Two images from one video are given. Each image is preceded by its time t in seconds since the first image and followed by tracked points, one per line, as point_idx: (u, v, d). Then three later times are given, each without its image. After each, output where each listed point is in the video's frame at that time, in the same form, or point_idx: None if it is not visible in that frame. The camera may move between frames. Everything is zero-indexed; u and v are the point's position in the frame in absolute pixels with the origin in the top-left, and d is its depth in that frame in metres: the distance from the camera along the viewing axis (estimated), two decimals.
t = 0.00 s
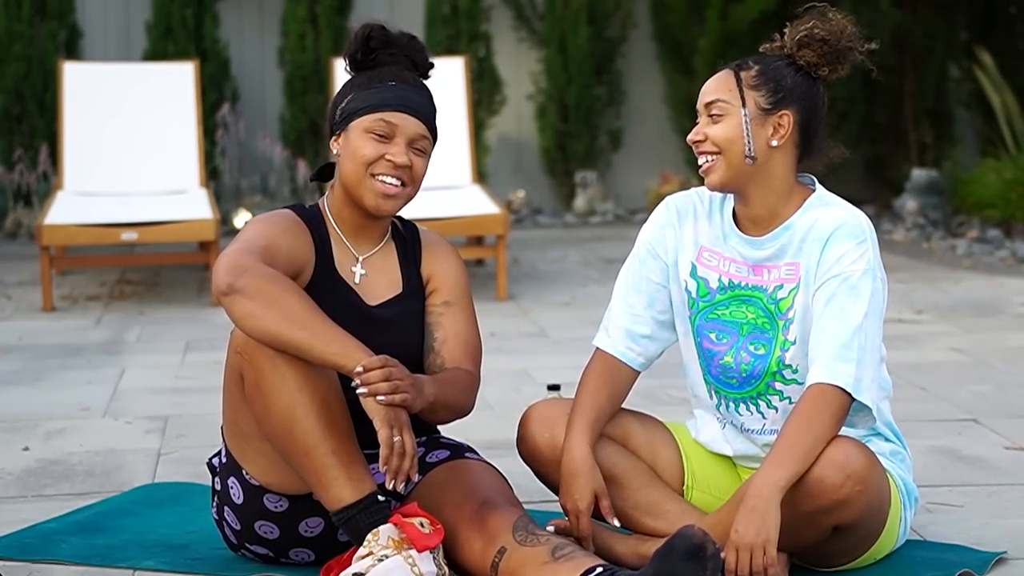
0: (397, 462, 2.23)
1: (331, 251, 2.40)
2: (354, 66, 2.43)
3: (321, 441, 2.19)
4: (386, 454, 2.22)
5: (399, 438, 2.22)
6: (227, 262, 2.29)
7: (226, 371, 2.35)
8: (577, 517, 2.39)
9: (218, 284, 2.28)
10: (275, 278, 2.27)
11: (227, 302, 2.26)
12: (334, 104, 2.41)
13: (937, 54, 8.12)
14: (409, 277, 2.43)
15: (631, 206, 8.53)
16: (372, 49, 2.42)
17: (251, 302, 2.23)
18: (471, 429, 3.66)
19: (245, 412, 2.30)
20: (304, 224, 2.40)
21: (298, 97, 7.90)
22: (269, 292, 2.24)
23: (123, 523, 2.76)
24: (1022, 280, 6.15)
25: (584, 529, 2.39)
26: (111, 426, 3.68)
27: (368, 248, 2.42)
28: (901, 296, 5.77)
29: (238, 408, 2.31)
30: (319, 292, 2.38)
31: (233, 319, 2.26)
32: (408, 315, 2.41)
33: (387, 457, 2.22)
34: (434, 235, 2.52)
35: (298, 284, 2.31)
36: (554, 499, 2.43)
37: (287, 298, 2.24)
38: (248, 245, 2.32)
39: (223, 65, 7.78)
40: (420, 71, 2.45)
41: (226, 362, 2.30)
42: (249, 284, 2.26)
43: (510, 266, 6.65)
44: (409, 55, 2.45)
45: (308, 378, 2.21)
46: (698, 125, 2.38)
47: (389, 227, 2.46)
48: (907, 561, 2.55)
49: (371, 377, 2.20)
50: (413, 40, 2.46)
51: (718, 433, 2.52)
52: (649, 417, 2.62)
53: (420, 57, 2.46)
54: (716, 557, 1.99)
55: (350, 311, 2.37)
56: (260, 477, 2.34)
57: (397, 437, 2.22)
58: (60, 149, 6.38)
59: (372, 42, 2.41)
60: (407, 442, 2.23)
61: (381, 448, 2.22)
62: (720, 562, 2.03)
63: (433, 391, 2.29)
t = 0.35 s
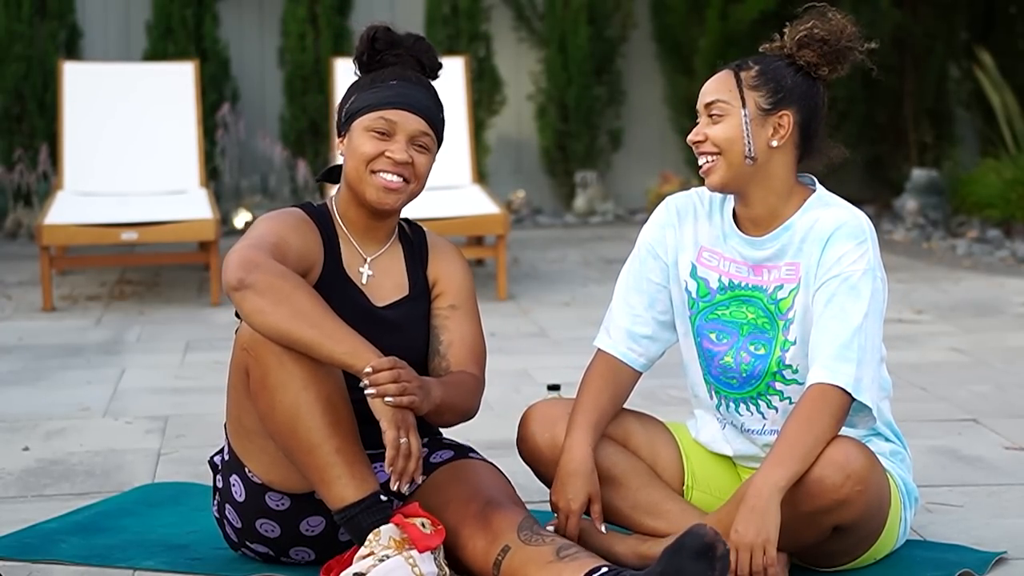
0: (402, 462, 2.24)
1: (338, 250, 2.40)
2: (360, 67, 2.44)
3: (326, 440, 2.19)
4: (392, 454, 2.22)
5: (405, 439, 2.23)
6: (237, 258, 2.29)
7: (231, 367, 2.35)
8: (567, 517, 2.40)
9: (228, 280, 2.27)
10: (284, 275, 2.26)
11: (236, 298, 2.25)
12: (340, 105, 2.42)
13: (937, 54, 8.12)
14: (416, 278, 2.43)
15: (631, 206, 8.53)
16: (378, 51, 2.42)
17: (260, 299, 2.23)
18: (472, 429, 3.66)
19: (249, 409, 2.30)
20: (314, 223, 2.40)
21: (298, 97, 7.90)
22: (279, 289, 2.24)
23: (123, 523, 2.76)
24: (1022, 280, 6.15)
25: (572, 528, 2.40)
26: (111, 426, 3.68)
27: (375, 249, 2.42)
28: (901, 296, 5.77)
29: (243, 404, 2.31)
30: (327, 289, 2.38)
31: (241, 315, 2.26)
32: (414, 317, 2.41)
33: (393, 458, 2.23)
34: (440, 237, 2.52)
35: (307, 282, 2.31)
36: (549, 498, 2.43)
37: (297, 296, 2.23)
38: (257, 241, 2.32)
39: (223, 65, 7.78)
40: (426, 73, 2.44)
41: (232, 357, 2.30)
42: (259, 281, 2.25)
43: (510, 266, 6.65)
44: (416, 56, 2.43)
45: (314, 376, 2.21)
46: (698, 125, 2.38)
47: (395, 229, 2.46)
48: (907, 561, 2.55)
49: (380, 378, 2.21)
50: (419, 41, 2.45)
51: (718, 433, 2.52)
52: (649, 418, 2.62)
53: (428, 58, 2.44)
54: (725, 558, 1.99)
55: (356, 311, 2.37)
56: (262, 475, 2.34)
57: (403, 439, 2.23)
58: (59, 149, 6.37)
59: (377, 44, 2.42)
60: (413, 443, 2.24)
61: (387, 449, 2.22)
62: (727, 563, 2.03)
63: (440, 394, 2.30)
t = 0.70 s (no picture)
0: (403, 472, 2.23)
1: (350, 251, 2.40)
2: (364, 68, 2.41)
3: (329, 441, 2.19)
4: (393, 463, 2.22)
5: (407, 448, 2.22)
6: (246, 257, 2.28)
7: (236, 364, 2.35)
8: (575, 517, 2.39)
9: (236, 280, 2.26)
10: (293, 276, 2.26)
11: (244, 298, 2.25)
12: (350, 108, 2.39)
13: (937, 54, 8.11)
14: (427, 283, 2.43)
15: (631, 206, 8.53)
16: (384, 51, 2.40)
17: (268, 301, 2.22)
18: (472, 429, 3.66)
19: (253, 407, 2.30)
20: (326, 223, 2.40)
21: (299, 97, 7.90)
22: (287, 292, 2.23)
23: (123, 523, 2.76)
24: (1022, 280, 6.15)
25: (582, 529, 2.39)
26: (111, 426, 3.67)
27: (388, 252, 2.42)
28: (902, 296, 5.77)
29: (247, 402, 2.31)
30: (333, 290, 2.38)
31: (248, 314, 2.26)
32: (423, 321, 2.41)
33: (394, 466, 2.22)
34: (450, 241, 2.52)
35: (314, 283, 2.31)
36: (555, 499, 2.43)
37: (305, 299, 2.23)
38: (268, 239, 2.32)
39: (223, 65, 7.78)
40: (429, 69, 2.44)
41: (237, 355, 2.30)
42: (267, 282, 2.25)
43: (510, 266, 6.65)
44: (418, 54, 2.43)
45: (319, 378, 2.21)
46: (697, 124, 2.38)
47: (408, 232, 2.46)
48: (907, 561, 2.55)
49: (383, 387, 2.20)
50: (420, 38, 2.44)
51: (718, 432, 2.52)
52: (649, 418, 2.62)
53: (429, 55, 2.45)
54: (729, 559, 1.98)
55: (364, 313, 2.37)
56: (263, 473, 2.34)
57: (405, 448, 2.23)
58: (60, 149, 6.37)
59: (383, 43, 2.39)
60: (415, 453, 2.24)
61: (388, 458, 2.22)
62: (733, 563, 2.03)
63: (444, 404, 2.29)
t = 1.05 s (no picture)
0: (403, 481, 2.20)
1: (362, 251, 2.40)
2: (375, 69, 2.36)
3: (334, 441, 2.19)
4: (393, 471, 2.20)
5: (408, 457, 2.21)
6: (256, 257, 2.27)
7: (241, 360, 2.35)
8: (598, 502, 2.36)
9: (245, 278, 2.26)
10: (303, 277, 2.25)
11: (253, 297, 2.24)
12: (373, 115, 2.36)
13: (937, 55, 8.11)
14: (438, 287, 2.42)
15: (631, 207, 8.54)
16: (400, 53, 2.36)
17: (277, 302, 2.22)
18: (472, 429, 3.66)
19: (258, 403, 2.30)
20: (340, 223, 2.40)
21: (299, 97, 7.90)
22: (296, 293, 2.22)
23: (123, 523, 2.76)
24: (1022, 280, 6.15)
25: (608, 511, 2.35)
26: (111, 426, 3.67)
27: (401, 254, 2.42)
28: (902, 296, 5.78)
29: (251, 398, 2.31)
30: (341, 291, 2.38)
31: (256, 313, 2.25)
32: (433, 325, 2.41)
33: (394, 475, 2.20)
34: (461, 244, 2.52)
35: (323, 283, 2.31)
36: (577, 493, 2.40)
37: (314, 300, 2.23)
38: (279, 237, 2.31)
39: (223, 65, 7.78)
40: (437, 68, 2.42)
41: (243, 351, 2.29)
42: (277, 282, 2.24)
43: (510, 266, 6.65)
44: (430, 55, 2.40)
45: (325, 379, 2.21)
46: (704, 133, 2.35)
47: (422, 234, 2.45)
48: (907, 561, 2.55)
49: (387, 396, 2.19)
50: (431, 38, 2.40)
51: (720, 436, 2.52)
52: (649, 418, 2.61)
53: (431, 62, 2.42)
54: (740, 562, 1.99)
55: (375, 313, 2.37)
56: (265, 471, 2.34)
57: (405, 457, 2.21)
58: (60, 149, 6.37)
59: (400, 47, 2.35)
60: (415, 461, 2.22)
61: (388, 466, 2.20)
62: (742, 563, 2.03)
63: (449, 412, 2.28)
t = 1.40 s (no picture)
0: (415, 466, 2.24)
1: (359, 250, 2.40)
2: (371, 71, 2.43)
3: (335, 438, 2.19)
4: (404, 458, 2.22)
5: (418, 443, 2.23)
6: (259, 251, 2.29)
7: (243, 359, 2.35)
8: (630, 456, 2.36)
9: (249, 272, 2.27)
10: (306, 270, 2.27)
11: (256, 290, 2.26)
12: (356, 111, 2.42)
13: (937, 55, 8.10)
14: (434, 284, 2.42)
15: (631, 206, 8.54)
16: (386, 54, 2.41)
17: (280, 294, 2.23)
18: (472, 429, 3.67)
19: (259, 402, 2.30)
20: (335, 222, 2.40)
21: (299, 97, 7.90)
22: (300, 285, 2.24)
23: (122, 523, 2.76)
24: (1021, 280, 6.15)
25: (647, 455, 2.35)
26: (111, 426, 3.67)
27: (395, 252, 2.42)
28: (902, 296, 5.77)
29: (252, 397, 2.31)
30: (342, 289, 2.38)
31: (259, 307, 2.26)
32: (432, 322, 2.41)
33: (405, 461, 2.23)
34: (458, 245, 2.52)
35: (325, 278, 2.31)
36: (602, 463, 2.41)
37: (317, 293, 2.24)
38: (279, 234, 2.32)
39: (223, 65, 7.78)
40: (437, 70, 2.42)
41: (245, 349, 2.30)
42: (281, 274, 2.26)
43: (510, 266, 6.65)
44: (424, 54, 2.43)
45: (327, 374, 2.22)
46: (707, 176, 2.29)
47: (416, 233, 2.45)
48: (907, 561, 2.55)
49: (396, 381, 2.21)
50: (427, 38, 2.44)
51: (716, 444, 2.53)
52: (647, 417, 2.60)
53: (437, 55, 2.43)
54: (727, 560, 1.98)
55: (373, 310, 2.37)
56: (266, 470, 2.34)
57: (416, 443, 2.23)
58: (60, 149, 6.38)
59: (384, 47, 2.41)
60: (426, 447, 2.24)
61: (399, 452, 2.22)
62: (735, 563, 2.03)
63: (455, 401, 2.30)
